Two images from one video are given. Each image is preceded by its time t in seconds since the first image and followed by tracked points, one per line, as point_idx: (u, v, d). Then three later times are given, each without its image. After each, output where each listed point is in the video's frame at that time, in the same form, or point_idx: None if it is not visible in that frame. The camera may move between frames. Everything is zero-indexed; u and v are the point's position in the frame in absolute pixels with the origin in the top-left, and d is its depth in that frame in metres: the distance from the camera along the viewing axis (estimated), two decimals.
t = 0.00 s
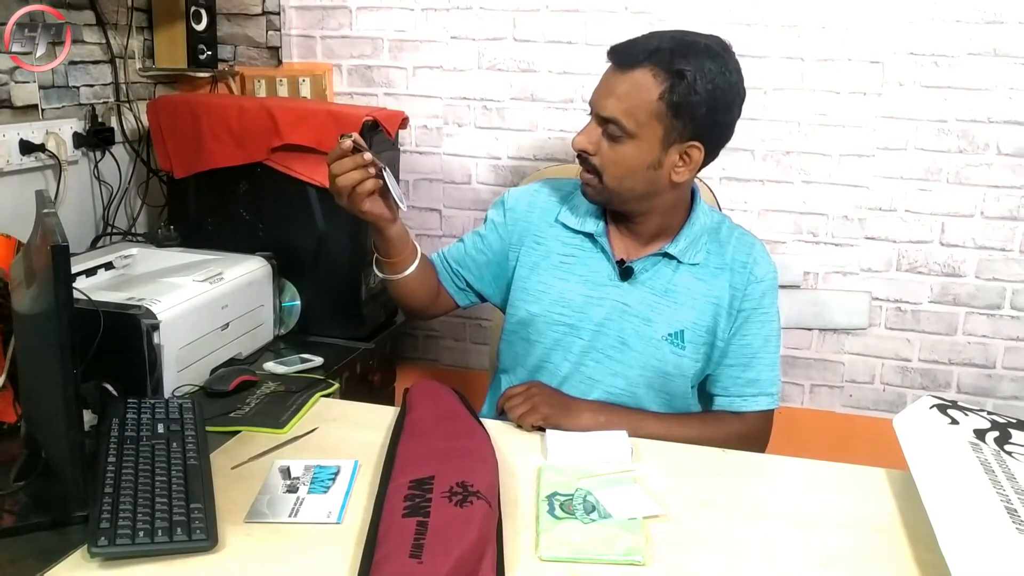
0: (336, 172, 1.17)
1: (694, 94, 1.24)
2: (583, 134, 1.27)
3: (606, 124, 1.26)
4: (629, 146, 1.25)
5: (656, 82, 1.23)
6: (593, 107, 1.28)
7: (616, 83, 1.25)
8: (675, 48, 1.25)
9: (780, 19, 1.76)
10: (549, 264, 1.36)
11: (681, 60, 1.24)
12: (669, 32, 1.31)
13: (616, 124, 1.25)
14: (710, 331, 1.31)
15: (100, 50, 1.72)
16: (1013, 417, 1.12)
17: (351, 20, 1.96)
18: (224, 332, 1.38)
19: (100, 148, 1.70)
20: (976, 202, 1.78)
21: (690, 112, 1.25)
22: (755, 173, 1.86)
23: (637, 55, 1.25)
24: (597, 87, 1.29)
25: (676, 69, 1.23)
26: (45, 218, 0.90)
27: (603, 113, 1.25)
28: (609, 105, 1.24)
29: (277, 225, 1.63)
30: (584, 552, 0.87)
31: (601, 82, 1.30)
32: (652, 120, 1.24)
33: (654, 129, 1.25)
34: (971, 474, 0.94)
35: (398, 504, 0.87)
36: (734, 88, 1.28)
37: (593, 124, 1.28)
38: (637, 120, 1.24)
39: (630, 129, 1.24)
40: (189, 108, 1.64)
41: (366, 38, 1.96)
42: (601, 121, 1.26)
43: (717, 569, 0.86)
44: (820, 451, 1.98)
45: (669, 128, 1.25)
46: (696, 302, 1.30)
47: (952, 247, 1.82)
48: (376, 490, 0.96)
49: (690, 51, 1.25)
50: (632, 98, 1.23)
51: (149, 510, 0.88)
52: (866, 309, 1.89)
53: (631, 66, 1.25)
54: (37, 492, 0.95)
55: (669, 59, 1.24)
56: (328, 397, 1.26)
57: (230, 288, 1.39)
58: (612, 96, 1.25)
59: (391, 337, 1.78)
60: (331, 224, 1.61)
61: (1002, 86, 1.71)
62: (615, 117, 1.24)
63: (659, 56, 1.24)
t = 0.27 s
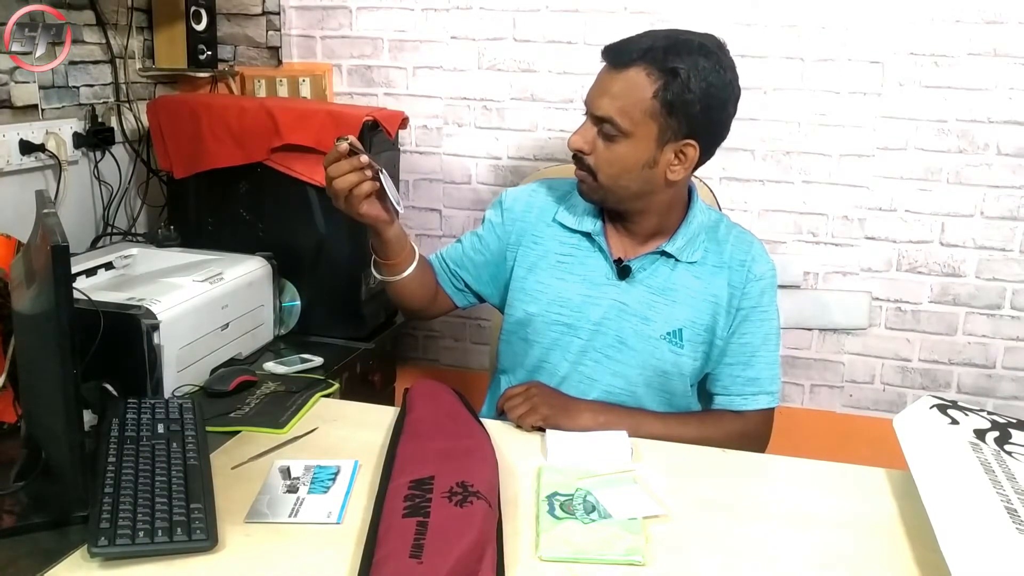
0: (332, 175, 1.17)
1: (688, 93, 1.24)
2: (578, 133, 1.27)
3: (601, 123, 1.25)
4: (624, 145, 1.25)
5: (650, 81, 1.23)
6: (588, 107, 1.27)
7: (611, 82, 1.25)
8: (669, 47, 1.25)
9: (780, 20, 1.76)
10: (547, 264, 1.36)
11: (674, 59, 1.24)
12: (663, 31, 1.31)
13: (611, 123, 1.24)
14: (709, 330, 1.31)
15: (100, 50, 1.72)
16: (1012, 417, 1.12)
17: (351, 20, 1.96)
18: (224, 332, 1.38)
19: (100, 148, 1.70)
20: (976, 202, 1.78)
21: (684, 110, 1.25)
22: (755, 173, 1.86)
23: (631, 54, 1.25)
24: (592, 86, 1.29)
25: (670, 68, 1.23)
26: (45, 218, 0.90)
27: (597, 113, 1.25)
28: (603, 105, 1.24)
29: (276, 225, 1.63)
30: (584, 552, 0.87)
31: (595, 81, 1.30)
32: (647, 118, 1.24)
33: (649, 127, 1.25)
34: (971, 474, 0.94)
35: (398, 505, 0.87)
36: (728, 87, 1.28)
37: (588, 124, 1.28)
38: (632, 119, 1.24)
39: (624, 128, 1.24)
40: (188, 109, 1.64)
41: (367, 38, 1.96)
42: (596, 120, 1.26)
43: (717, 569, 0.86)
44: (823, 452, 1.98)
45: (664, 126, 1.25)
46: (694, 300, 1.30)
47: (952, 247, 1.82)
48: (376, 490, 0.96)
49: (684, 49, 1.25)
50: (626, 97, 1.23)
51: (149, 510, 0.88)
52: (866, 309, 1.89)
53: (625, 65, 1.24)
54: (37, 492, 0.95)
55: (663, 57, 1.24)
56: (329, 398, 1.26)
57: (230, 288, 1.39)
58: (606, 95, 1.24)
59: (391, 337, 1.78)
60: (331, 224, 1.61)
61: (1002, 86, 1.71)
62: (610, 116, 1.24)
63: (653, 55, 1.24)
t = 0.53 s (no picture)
0: (327, 176, 1.18)
1: (685, 93, 1.25)
2: (575, 133, 1.27)
3: (598, 123, 1.26)
4: (621, 145, 1.25)
5: (647, 81, 1.24)
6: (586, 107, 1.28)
7: (607, 83, 1.25)
8: (665, 47, 1.25)
9: (780, 20, 1.77)
10: (544, 264, 1.36)
11: (670, 59, 1.24)
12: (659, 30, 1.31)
13: (608, 124, 1.25)
14: (706, 329, 1.32)
15: (100, 51, 1.72)
16: (1012, 417, 1.12)
17: (351, 20, 1.96)
18: (224, 332, 1.38)
19: (100, 148, 1.71)
20: (975, 202, 1.79)
21: (681, 110, 1.25)
22: (755, 173, 1.86)
23: (627, 54, 1.25)
24: (589, 86, 1.29)
25: (666, 68, 1.24)
26: (46, 218, 0.90)
27: (594, 113, 1.25)
28: (600, 105, 1.25)
29: (277, 225, 1.63)
30: (584, 551, 0.87)
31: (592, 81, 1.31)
32: (644, 119, 1.24)
33: (645, 127, 1.25)
34: (971, 474, 0.94)
35: (398, 505, 0.87)
36: (724, 86, 1.29)
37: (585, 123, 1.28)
38: (629, 119, 1.24)
39: (621, 128, 1.24)
40: (188, 109, 1.64)
41: (367, 39, 1.97)
42: (593, 120, 1.26)
43: (717, 569, 0.86)
44: (824, 454, 1.97)
45: (661, 126, 1.26)
46: (691, 299, 1.31)
47: (952, 248, 1.82)
48: (376, 490, 0.97)
49: (681, 49, 1.25)
50: (623, 98, 1.23)
51: (149, 510, 0.88)
52: (865, 309, 1.89)
53: (622, 65, 1.25)
54: (37, 493, 0.96)
55: (660, 58, 1.24)
56: (329, 397, 1.26)
57: (230, 288, 1.40)
58: (603, 95, 1.25)
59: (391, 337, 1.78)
60: (331, 224, 1.62)
61: (1002, 86, 1.71)
62: (607, 117, 1.24)
63: (649, 55, 1.24)
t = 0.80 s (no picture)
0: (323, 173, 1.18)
1: (688, 93, 1.25)
2: (577, 134, 1.27)
3: (600, 123, 1.26)
4: (624, 145, 1.25)
5: (650, 82, 1.24)
6: (587, 107, 1.27)
7: (610, 83, 1.25)
8: (667, 47, 1.25)
9: (780, 20, 1.77)
10: (543, 264, 1.36)
11: (673, 59, 1.25)
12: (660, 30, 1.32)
13: (611, 124, 1.25)
14: (705, 326, 1.32)
15: (100, 51, 1.72)
16: (1012, 417, 1.12)
17: (351, 20, 1.96)
18: (224, 332, 1.38)
19: (100, 148, 1.71)
20: (975, 202, 1.79)
21: (684, 109, 1.26)
22: (755, 173, 1.86)
23: (629, 55, 1.25)
24: (590, 87, 1.29)
25: (670, 68, 1.24)
26: (45, 218, 0.90)
27: (597, 114, 1.25)
28: (602, 106, 1.24)
29: (277, 225, 1.63)
30: (584, 552, 0.87)
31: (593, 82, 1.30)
32: (647, 119, 1.25)
33: (648, 128, 1.25)
34: (971, 474, 0.94)
35: (398, 505, 0.87)
36: (725, 86, 1.30)
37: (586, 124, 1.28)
38: (632, 120, 1.24)
39: (624, 129, 1.24)
40: (188, 109, 1.64)
41: (367, 39, 1.97)
42: (596, 121, 1.26)
43: (717, 569, 0.86)
44: (826, 455, 1.97)
45: (664, 126, 1.26)
46: (690, 297, 1.31)
47: (952, 247, 1.82)
48: (376, 490, 0.96)
49: (683, 49, 1.25)
50: (625, 98, 1.23)
51: (149, 510, 0.88)
52: (865, 309, 1.89)
53: (625, 65, 1.24)
54: (37, 493, 0.96)
55: (662, 58, 1.24)
56: (329, 397, 1.26)
57: (230, 288, 1.40)
58: (605, 95, 1.25)
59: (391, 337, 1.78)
60: (331, 224, 1.62)
61: (1002, 86, 1.71)
62: (610, 117, 1.24)
63: (652, 55, 1.24)
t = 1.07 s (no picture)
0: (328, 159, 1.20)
1: (697, 94, 1.26)
2: (586, 136, 1.26)
3: (609, 125, 1.25)
4: (634, 147, 1.25)
5: (661, 84, 1.24)
6: (594, 109, 1.26)
7: (619, 85, 1.24)
8: (676, 49, 1.26)
9: (780, 20, 1.76)
10: (541, 262, 1.36)
11: (683, 61, 1.25)
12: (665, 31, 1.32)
13: (620, 126, 1.24)
14: (703, 319, 1.32)
15: (100, 51, 1.72)
16: (1012, 417, 1.12)
17: (351, 20, 1.96)
18: (224, 332, 1.38)
19: (100, 148, 1.71)
20: (975, 202, 1.79)
21: (692, 110, 1.27)
22: (755, 173, 1.86)
23: (638, 56, 1.25)
24: (595, 88, 1.28)
25: (680, 70, 1.25)
26: (45, 218, 0.91)
27: (606, 116, 1.24)
28: (612, 108, 1.24)
29: (276, 225, 1.63)
30: (584, 552, 0.87)
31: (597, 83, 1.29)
32: (656, 121, 1.25)
33: (657, 129, 1.25)
34: (971, 474, 0.94)
35: (398, 505, 0.87)
36: (729, 86, 1.31)
37: (593, 126, 1.27)
38: (642, 122, 1.24)
39: (634, 131, 1.24)
40: (189, 109, 1.64)
41: (367, 39, 1.97)
42: (604, 123, 1.25)
43: (717, 569, 0.86)
44: (826, 455, 1.97)
45: (672, 128, 1.27)
46: (688, 291, 1.31)
47: (952, 247, 1.82)
48: (376, 490, 0.96)
49: (691, 50, 1.26)
50: (635, 100, 1.23)
51: (149, 510, 0.88)
52: (865, 309, 1.89)
53: (635, 66, 1.24)
54: (37, 493, 0.96)
55: (672, 60, 1.25)
56: (329, 397, 1.26)
57: (230, 288, 1.40)
58: (615, 97, 1.24)
59: (391, 337, 1.78)
60: (331, 224, 1.62)
61: (1002, 86, 1.71)
62: (620, 119, 1.23)
63: (661, 57, 1.24)
